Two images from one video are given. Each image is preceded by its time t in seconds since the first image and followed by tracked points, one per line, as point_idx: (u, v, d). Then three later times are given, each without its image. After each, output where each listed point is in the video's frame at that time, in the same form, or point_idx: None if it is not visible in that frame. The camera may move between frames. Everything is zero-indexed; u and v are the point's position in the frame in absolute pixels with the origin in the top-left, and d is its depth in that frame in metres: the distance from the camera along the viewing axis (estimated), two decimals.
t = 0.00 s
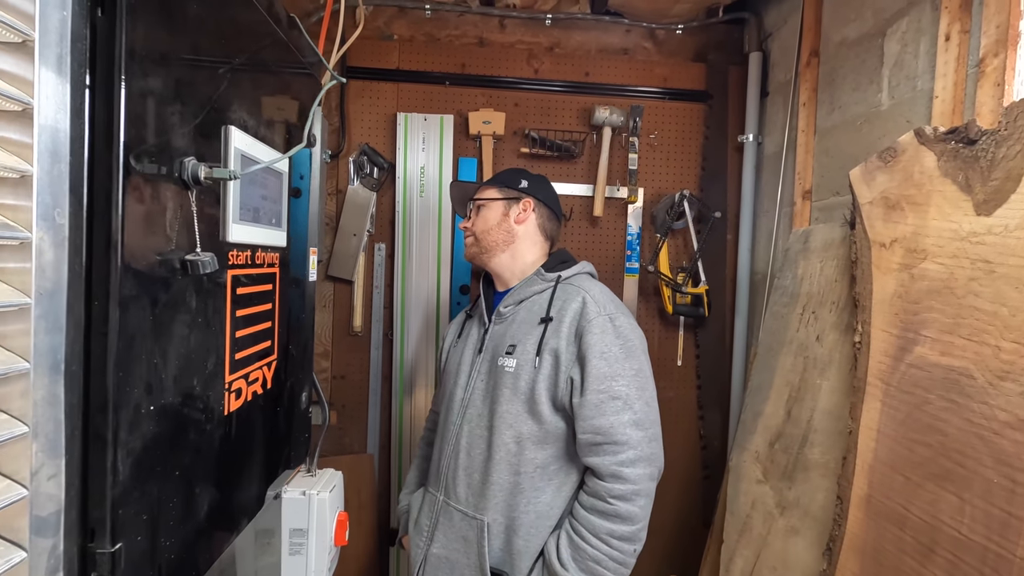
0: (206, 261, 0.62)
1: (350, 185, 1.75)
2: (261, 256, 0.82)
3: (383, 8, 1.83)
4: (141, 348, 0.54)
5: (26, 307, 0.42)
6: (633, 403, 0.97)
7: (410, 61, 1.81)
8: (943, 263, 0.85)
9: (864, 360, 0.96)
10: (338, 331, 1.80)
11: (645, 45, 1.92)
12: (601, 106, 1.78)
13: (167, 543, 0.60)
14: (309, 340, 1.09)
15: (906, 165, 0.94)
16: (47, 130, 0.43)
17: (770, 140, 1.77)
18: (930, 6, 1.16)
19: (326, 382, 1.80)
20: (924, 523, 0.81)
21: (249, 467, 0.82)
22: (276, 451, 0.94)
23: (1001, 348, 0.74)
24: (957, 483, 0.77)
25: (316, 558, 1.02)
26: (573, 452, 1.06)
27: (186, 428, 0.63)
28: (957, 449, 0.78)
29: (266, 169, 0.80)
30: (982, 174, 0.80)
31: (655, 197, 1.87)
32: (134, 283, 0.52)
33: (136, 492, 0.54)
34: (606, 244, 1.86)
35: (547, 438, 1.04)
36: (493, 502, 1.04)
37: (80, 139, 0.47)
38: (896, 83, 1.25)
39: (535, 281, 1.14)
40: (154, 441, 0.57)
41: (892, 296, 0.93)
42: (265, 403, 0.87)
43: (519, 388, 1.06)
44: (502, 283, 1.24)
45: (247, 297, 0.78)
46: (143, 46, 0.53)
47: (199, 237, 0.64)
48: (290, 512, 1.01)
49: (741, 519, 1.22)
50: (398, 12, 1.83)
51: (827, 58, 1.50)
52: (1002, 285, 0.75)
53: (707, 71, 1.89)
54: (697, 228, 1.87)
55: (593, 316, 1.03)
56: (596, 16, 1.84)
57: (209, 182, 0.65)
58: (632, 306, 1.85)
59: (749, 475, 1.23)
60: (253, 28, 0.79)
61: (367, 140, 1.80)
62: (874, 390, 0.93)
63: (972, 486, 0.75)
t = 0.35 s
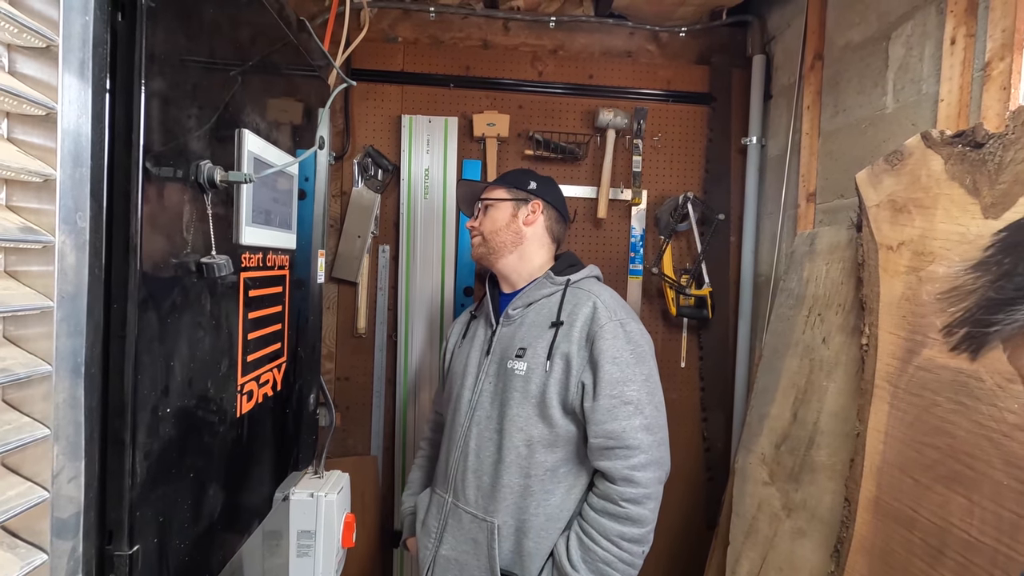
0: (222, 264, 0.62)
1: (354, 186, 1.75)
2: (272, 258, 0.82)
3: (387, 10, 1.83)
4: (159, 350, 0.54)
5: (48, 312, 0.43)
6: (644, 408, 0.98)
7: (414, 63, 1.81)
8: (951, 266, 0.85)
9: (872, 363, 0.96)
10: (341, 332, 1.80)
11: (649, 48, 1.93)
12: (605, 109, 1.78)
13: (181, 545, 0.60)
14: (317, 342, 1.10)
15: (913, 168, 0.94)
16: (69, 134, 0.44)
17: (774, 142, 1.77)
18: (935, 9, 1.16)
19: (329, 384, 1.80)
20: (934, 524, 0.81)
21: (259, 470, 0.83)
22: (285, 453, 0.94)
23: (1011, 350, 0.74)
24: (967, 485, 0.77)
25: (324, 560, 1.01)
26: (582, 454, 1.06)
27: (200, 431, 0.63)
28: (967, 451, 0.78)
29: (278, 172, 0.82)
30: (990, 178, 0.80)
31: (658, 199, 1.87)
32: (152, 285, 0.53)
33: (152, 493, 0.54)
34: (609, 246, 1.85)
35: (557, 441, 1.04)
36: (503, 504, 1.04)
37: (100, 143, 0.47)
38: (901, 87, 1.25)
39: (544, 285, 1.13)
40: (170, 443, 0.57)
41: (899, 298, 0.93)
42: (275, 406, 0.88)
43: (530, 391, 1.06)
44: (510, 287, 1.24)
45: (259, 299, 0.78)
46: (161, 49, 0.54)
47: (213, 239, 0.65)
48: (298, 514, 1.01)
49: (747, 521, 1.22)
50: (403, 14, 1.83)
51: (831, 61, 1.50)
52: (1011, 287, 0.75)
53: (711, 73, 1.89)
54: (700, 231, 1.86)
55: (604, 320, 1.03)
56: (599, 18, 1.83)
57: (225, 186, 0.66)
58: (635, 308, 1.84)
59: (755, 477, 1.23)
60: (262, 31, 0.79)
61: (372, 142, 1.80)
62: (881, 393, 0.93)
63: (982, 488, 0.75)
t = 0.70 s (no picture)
0: (232, 264, 0.62)
1: (357, 188, 1.74)
2: (281, 258, 0.82)
3: (390, 11, 1.82)
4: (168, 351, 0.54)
5: (61, 312, 0.42)
6: (657, 412, 0.98)
7: (417, 64, 1.80)
8: (961, 267, 0.84)
9: (881, 364, 0.96)
10: (344, 333, 1.79)
11: (652, 49, 1.92)
12: (608, 110, 1.77)
13: (189, 548, 0.60)
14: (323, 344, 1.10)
15: (922, 169, 0.93)
16: (82, 133, 0.43)
17: (777, 144, 1.74)
18: (942, 11, 1.13)
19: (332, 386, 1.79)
20: (945, 527, 0.81)
21: (266, 472, 0.82)
22: (291, 454, 0.93)
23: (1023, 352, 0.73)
24: (979, 487, 0.77)
25: (329, 562, 1.00)
26: (592, 456, 1.06)
27: (210, 433, 0.62)
28: (978, 453, 0.78)
29: (286, 172, 0.81)
30: (1000, 179, 0.80)
31: (662, 200, 1.86)
32: (162, 285, 0.52)
33: (162, 496, 0.53)
34: (612, 246, 1.85)
35: (568, 443, 1.04)
36: (513, 505, 1.04)
37: (112, 141, 0.47)
38: (907, 88, 1.21)
39: (557, 287, 1.14)
40: (179, 445, 0.56)
41: (908, 299, 0.93)
42: (282, 408, 0.87)
43: (542, 394, 1.06)
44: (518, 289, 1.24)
45: (267, 299, 0.78)
46: (174, 46, 0.53)
47: (222, 239, 0.64)
48: (303, 517, 1.00)
49: (754, 524, 1.22)
50: (405, 15, 1.83)
51: (835, 62, 1.47)
52: (1022, 289, 0.75)
53: (714, 74, 1.88)
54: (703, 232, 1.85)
55: (618, 325, 1.03)
56: (602, 19, 1.81)
57: (235, 186, 0.66)
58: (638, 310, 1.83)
59: (762, 479, 1.23)
60: (268, 29, 0.78)
61: (375, 143, 1.79)
62: (890, 394, 0.93)
63: (994, 490, 0.75)
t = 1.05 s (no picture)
0: (225, 270, 0.61)
1: (353, 190, 1.73)
2: (275, 264, 0.81)
3: (388, 13, 1.81)
4: (158, 363, 0.53)
5: (46, 322, 0.41)
6: (667, 423, 1.01)
7: (414, 66, 1.79)
8: (963, 272, 0.84)
9: (883, 370, 0.95)
10: (340, 337, 1.77)
11: (650, 51, 1.91)
12: (606, 112, 1.76)
13: (179, 561, 0.58)
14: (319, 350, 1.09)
15: (923, 173, 0.92)
16: (70, 136, 0.42)
17: (776, 147, 1.74)
18: (941, 14, 1.12)
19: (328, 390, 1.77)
20: (949, 536, 0.80)
21: (262, 481, 0.81)
22: (287, 462, 0.92)
23: None
24: (983, 496, 0.76)
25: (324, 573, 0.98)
26: (599, 465, 1.08)
27: (202, 444, 0.61)
28: (982, 461, 0.77)
29: (281, 176, 0.80)
30: (1002, 184, 0.79)
31: (660, 204, 1.85)
32: (152, 294, 0.51)
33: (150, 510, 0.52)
34: (610, 250, 1.83)
35: (578, 453, 1.05)
36: (523, 516, 1.03)
37: (101, 145, 0.45)
38: (906, 92, 1.21)
39: (565, 295, 1.14)
40: (170, 456, 0.55)
41: (910, 305, 0.92)
42: (276, 414, 0.86)
43: (552, 404, 1.05)
44: (524, 294, 1.22)
45: (261, 305, 0.77)
46: (166, 48, 0.52)
47: (216, 245, 0.63)
48: (298, 525, 0.98)
49: (754, 530, 1.21)
50: (403, 16, 1.82)
51: (834, 66, 1.47)
52: None
53: (712, 77, 1.87)
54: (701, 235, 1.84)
55: (630, 337, 1.05)
56: (600, 22, 1.81)
57: (228, 190, 0.64)
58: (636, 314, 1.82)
59: (762, 485, 1.22)
60: (262, 31, 0.76)
61: (372, 145, 1.77)
62: (892, 401, 0.92)
63: (998, 499, 0.74)
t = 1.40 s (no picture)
0: (217, 272, 0.60)
1: (350, 192, 1.72)
2: (269, 266, 0.80)
3: (385, 14, 1.80)
4: (147, 367, 0.52)
5: (32, 325, 0.40)
6: (676, 430, 1.04)
7: (411, 67, 1.78)
8: (963, 274, 0.83)
9: (882, 373, 0.94)
10: (336, 340, 1.76)
11: (648, 53, 1.89)
12: (604, 114, 1.76)
13: (170, 567, 0.57)
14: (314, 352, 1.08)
15: (922, 175, 0.92)
16: (56, 135, 0.41)
17: (774, 149, 1.74)
18: (939, 16, 1.12)
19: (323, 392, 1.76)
20: (949, 540, 0.79)
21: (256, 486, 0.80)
22: (281, 466, 0.91)
23: None
24: (984, 500, 0.76)
25: None
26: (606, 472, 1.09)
27: (192, 448, 0.60)
28: (982, 464, 0.76)
29: (275, 177, 0.79)
30: (1002, 186, 0.78)
31: (658, 206, 1.84)
32: (141, 296, 0.50)
33: (141, 518, 0.51)
34: (608, 251, 1.82)
35: (588, 463, 1.05)
36: (535, 529, 1.02)
37: (88, 144, 0.44)
38: (904, 94, 1.20)
39: (568, 302, 1.12)
40: (161, 463, 0.54)
41: (909, 307, 0.91)
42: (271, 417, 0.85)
43: (563, 417, 1.04)
44: (524, 298, 1.20)
45: (255, 308, 0.76)
46: (156, 46, 0.52)
47: (207, 247, 0.62)
48: (293, 529, 0.97)
49: (752, 534, 1.20)
50: (400, 17, 1.80)
51: (832, 68, 1.47)
52: None
53: (710, 79, 1.87)
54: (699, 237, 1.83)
55: (637, 346, 1.06)
56: (598, 23, 1.80)
57: (220, 191, 0.64)
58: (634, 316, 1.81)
59: (760, 489, 1.21)
60: (256, 30, 0.75)
61: (368, 147, 1.76)
62: (891, 404, 0.92)
63: (999, 503, 0.73)
